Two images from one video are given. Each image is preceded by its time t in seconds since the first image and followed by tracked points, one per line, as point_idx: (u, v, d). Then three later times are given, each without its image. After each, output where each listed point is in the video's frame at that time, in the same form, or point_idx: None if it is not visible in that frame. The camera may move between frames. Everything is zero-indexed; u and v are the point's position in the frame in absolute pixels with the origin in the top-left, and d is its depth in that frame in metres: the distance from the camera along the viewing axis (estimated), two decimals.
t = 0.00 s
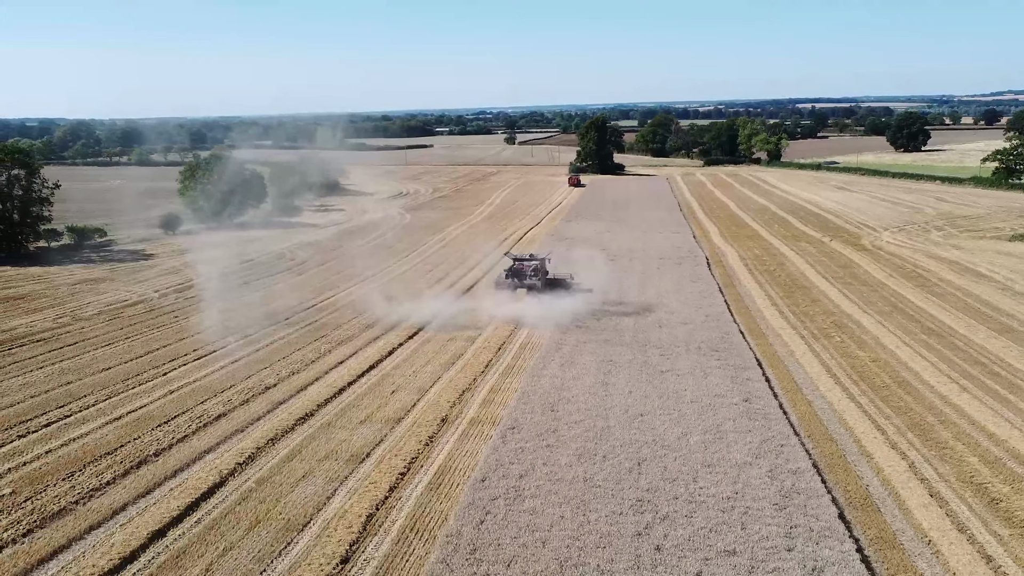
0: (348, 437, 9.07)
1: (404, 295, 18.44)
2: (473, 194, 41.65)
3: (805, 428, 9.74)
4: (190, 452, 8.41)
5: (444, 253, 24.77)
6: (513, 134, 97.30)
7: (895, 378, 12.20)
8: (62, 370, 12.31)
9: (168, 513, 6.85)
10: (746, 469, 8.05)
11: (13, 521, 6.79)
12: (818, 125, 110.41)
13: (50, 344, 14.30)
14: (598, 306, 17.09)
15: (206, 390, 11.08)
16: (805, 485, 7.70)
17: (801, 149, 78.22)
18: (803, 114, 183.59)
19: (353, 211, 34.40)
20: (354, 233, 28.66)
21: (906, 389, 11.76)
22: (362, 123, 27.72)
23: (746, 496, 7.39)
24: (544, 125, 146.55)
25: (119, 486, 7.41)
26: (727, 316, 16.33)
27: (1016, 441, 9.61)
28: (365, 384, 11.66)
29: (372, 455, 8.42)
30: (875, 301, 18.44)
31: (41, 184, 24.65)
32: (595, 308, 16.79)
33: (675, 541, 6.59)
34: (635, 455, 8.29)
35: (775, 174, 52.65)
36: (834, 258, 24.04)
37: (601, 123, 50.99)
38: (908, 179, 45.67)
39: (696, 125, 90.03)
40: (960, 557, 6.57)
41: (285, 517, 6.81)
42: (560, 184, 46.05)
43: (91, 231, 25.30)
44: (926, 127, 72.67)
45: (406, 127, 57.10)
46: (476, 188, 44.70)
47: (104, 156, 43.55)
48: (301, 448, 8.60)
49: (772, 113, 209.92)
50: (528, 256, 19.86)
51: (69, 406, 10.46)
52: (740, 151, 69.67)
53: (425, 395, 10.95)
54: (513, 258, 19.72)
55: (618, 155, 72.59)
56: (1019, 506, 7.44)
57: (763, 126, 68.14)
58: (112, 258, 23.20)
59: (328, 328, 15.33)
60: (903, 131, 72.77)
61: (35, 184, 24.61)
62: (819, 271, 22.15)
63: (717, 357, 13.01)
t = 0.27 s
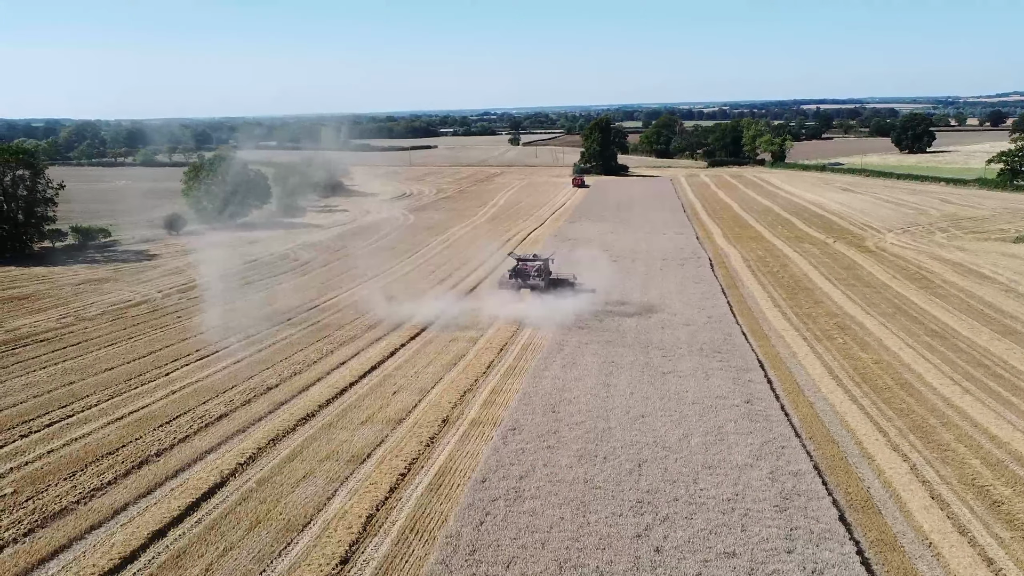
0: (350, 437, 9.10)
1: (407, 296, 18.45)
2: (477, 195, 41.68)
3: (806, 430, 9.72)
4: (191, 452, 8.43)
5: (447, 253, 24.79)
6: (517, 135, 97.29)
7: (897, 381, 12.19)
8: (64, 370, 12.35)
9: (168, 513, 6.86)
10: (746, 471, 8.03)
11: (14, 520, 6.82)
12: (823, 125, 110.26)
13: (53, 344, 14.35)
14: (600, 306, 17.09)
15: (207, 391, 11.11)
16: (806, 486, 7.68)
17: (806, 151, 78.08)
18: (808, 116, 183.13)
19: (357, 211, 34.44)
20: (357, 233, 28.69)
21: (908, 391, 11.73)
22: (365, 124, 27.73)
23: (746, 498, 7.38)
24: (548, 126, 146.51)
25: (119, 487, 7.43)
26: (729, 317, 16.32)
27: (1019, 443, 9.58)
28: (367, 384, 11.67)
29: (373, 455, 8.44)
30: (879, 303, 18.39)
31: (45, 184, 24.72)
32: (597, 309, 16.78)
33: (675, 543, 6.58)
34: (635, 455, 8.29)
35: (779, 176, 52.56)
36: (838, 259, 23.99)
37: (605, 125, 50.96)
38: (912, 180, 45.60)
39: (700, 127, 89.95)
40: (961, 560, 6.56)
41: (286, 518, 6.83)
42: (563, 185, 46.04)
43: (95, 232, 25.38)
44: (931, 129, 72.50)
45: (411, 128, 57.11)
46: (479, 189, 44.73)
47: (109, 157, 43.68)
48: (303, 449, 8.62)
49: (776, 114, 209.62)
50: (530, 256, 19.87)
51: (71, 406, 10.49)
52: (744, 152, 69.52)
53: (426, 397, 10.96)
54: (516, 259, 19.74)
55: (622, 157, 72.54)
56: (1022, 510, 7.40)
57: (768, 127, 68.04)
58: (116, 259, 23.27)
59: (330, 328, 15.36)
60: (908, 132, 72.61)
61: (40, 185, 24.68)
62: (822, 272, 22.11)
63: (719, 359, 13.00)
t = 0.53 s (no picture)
0: (350, 437, 9.11)
1: (409, 297, 18.47)
2: (480, 196, 41.72)
3: (808, 431, 9.70)
4: (193, 452, 8.45)
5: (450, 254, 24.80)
6: (521, 136, 97.38)
7: (899, 383, 12.16)
8: (68, 369, 12.39)
9: (169, 513, 6.88)
10: (746, 472, 8.02)
11: (15, 520, 6.84)
12: (828, 126, 110.13)
13: (56, 344, 14.40)
14: (602, 307, 17.08)
15: (209, 391, 11.12)
16: (806, 488, 7.66)
17: (811, 152, 77.91)
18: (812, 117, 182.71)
19: (361, 212, 34.48)
20: (361, 234, 28.71)
21: (911, 394, 11.69)
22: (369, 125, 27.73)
23: (746, 500, 7.37)
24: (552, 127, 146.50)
25: (120, 487, 7.44)
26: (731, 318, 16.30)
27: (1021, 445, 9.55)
28: (368, 385, 11.68)
29: (374, 456, 8.44)
30: (882, 304, 18.34)
31: (50, 185, 24.80)
32: (599, 310, 16.77)
33: (674, 544, 6.58)
34: (635, 457, 8.29)
35: (783, 177, 52.45)
36: (842, 261, 23.93)
37: (609, 126, 50.95)
38: (917, 182, 45.48)
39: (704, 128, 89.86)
40: (961, 562, 6.54)
41: (285, 518, 6.83)
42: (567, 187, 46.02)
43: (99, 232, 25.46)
44: (936, 130, 72.30)
45: (415, 129, 57.19)
46: (483, 190, 44.75)
47: (115, 157, 43.82)
48: (303, 449, 8.63)
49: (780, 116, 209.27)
50: (532, 257, 19.86)
51: (74, 406, 10.53)
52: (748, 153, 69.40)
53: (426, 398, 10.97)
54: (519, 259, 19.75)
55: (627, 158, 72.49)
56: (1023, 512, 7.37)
57: (772, 129, 67.94)
58: (120, 259, 23.34)
59: (332, 329, 15.38)
60: (913, 133, 72.39)
61: (44, 185, 24.75)
62: (825, 273, 22.05)
63: (721, 360, 12.99)
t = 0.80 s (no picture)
0: (350, 438, 9.11)
1: (411, 297, 18.48)
2: (483, 197, 41.72)
3: (809, 433, 9.69)
4: (193, 452, 8.47)
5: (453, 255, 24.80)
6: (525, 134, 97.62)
7: (901, 385, 12.13)
8: (70, 369, 12.43)
9: (168, 514, 6.89)
10: (746, 474, 8.01)
11: (16, 519, 6.86)
12: (832, 127, 109.93)
13: (59, 344, 14.44)
14: (605, 308, 17.08)
15: (210, 391, 11.14)
16: (806, 490, 7.65)
17: (815, 153, 77.79)
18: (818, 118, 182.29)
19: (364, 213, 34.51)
20: (363, 234, 28.75)
21: (913, 395, 11.66)
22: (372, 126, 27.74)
23: (746, 502, 7.36)
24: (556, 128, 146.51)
25: (120, 487, 7.46)
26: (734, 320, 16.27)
27: None
28: (370, 385, 11.69)
29: (374, 456, 8.45)
30: (885, 306, 18.29)
31: (54, 185, 24.88)
32: (601, 311, 16.76)
33: (672, 546, 6.57)
34: (635, 459, 8.27)
35: (787, 178, 52.39)
36: (845, 262, 23.87)
37: (613, 127, 50.93)
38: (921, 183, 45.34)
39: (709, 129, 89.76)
40: (961, 565, 6.52)
41: (284, 518, 6.84)
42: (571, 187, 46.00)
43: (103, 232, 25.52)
44: (941, 131, 72.15)
45: (419, 129, 57.25)
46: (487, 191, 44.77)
47: (121, 157, 44.00)
48: (303, 450, 8.64)
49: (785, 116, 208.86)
50: (534, 258, 19.86)
51: (76, 406, 10.56)
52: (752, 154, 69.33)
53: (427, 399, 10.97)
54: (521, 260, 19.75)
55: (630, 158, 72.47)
56: None
57: (777, 130, 67.82)
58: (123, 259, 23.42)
59: (334, 330, 15.40)
60: (918, 134, 72.22)
61: (48, 185, 24.82)
62: (828, 275, 22.02)
63: (723, 362, 12.97)
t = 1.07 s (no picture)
0: (350, 439, 9.12)
1: (413, 297, 18.49)
2: (486, 198, 41.73)
3: (809, 435, 9.67)
4: (193, 452, 8.48)
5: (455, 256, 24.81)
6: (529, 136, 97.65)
7: (902, 387, 12.11)
8: (72, 369, 12.46)
9: (167, 513, 6.90)
10: (745, 476, 7.99)
11: (15, 519, 6.87)
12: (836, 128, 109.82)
13: (61, 343, 14.47)
14: (606, 309, 17.07)
15: (211, 391, 11.16)
16: (805, 492, 7.63)
17: (821, 154, 77.82)
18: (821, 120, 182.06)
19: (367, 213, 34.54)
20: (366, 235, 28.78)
21: (914, 397, 11.64)
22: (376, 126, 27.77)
23: (745, 503, 7.35)
24: (559, 129, 146.49)
25: (119, 487, 7.47)
26: (735, 321, 16.26)
27: None
28: (370, 386, 11.70)
29: (373, 457, 8.45)
30: (887, 307, 18.26)
31: (58, 185, 24.95)
32: (602, 312, 16.76)
33: (670, 547, 6.56)
34: (634, 460, 8.27)
35: (791, 179, 52.33)
36: (848, 264, 23.82)
37: (617, 128, 50.92)
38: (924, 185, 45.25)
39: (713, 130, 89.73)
40: (960, 567, 6.50)
41: (282, 518, 6.84)
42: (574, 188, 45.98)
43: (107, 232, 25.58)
44: (946, 132, 72.03)
45: (423, 130, 57.33)
46: (490, 192, 44.78)
47: (126, 158, 44.16)
48: (303, 451, 8.64)
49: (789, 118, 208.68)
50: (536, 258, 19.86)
51: (77, 405, 10.58)
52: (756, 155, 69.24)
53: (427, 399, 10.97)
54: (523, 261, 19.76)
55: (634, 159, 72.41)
56: None
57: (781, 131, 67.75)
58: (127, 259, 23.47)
59: (335, 330, 15.42)
60: (922, 136, 72.08)
61: (52, 186, 24.89)
62: (831, 276, 21.97)
63: (724, 363, 12.96)
